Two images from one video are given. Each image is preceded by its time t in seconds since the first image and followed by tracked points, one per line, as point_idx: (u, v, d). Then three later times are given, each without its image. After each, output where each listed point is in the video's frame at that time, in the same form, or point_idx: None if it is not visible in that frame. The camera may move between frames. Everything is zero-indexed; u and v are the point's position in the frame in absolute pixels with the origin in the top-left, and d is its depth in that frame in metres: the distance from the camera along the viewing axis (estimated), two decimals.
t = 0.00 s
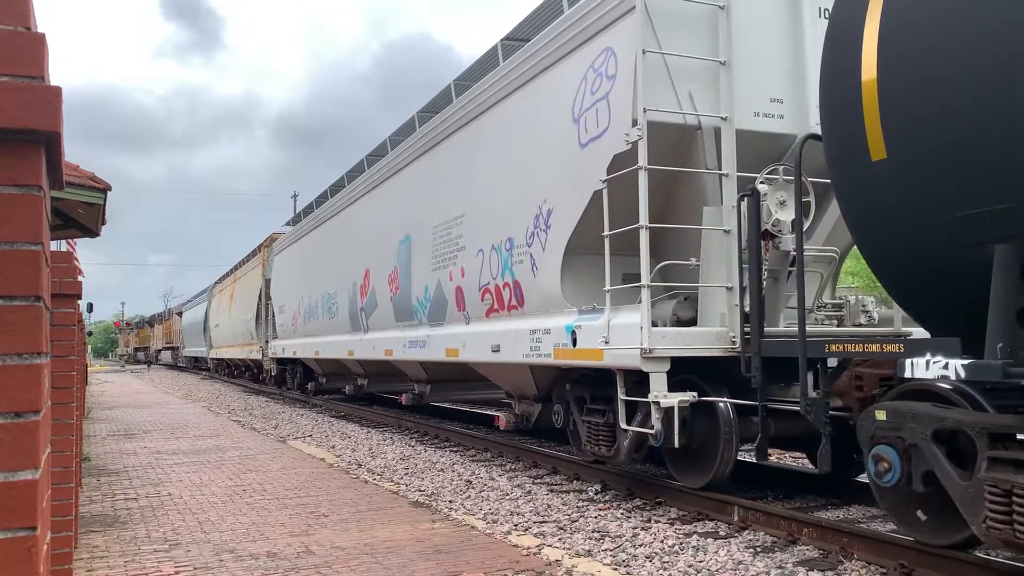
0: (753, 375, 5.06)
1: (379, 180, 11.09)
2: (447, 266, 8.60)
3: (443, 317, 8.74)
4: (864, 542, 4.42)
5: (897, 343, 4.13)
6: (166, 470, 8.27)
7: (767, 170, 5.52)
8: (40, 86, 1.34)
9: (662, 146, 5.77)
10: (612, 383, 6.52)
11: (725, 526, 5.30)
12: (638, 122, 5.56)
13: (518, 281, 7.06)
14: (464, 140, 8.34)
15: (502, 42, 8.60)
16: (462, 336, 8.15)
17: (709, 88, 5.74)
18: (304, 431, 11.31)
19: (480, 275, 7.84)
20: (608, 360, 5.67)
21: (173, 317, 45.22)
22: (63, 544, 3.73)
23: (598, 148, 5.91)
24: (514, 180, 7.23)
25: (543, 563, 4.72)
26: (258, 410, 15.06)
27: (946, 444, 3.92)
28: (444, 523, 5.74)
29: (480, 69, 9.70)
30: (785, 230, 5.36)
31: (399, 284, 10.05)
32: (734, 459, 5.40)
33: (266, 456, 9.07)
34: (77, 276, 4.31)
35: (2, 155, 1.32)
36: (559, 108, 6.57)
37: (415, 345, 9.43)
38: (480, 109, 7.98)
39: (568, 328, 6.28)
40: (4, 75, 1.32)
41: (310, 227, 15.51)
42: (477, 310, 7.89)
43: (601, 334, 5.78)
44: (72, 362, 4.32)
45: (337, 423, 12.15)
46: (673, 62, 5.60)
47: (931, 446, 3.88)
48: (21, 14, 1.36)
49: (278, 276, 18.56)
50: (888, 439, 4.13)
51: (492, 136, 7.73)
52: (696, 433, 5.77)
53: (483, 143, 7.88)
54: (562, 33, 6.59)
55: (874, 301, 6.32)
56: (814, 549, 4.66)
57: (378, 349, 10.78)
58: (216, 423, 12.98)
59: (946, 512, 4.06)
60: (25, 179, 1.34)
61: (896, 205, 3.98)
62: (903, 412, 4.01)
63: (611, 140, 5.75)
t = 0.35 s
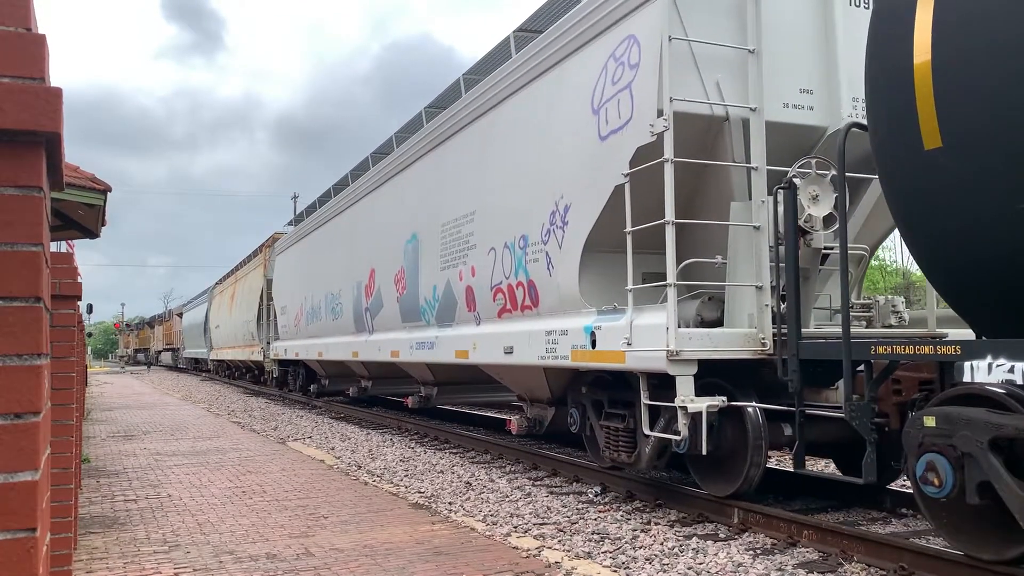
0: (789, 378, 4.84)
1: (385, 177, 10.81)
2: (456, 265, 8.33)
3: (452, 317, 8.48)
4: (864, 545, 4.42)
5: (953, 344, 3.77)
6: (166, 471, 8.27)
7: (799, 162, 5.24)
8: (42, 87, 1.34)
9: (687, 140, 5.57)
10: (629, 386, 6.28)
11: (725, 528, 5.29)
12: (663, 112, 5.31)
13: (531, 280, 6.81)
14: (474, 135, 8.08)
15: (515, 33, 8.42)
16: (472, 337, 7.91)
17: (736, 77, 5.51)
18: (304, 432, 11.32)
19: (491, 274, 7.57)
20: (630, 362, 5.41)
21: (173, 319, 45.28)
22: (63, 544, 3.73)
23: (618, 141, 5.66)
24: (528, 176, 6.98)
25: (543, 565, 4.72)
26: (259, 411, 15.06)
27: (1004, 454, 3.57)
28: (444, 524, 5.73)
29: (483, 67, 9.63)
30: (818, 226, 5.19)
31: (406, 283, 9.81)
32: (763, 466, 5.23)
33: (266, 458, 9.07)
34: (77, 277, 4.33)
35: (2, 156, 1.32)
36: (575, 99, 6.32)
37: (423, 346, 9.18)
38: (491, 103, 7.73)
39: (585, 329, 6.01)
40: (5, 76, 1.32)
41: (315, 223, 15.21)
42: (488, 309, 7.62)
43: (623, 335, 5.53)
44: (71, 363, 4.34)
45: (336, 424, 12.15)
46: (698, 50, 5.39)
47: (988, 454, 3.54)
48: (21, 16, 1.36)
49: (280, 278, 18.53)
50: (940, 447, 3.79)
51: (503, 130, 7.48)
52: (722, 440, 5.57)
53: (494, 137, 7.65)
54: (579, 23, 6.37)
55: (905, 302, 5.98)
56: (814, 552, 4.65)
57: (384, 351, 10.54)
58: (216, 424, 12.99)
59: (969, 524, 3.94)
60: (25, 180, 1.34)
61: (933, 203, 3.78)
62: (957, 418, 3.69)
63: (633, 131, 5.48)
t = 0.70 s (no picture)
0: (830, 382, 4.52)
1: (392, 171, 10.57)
2: (467, 262, 8.11)
3: (463, 317, 8.26)
4: (864, 547, 4.41)
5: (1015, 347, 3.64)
6: (166, 472, 8.28)
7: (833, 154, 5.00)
8: (41, 87, 1.33)
9: (716, 131, 5.29)
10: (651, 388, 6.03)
11: (725, 530, 5.29)
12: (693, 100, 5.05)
13: (547, 279, 6.62)
14: (485, 129, 7.86)
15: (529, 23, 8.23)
16: (484, 338, 7.68)
17: (768, 64, 5.26)
18: (304, 433, 11.31)
19: (504, 272, 7.35)
20: (656, 364, 5.18)
21: (173, 319, 45.34)
22: (62, 545, 3.73)
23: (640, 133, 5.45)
24: (543, 171, 6.77)
25: (542, 566, 4.72)
26: (259, 412, 15.06)
27: None
28: (444, 525, 5.73)
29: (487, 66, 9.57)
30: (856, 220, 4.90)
31: (413, 282, 9.59)
32: (798, 470, 5.00)
33: (266, 459, 9.07)
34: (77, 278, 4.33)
35: (2, 157, 1.32)
36: (594, 90, 6.09)
37: (431, 346, 8.96)
38: (504, 95, 7.51)
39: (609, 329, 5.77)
40: (6, 77, 1.32)
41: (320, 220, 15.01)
42: (501, 309, 7.41)
43: (649, 335, 5.29)
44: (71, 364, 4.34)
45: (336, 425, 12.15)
46: (728, 35, 5.16)
47: None
48: (22, 17, 1.36)
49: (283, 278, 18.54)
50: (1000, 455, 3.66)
51: (516, 123, 7.26)
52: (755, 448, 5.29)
53: (507, 131, 7.41)
54: (597, 11, 6.14)
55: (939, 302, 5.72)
56: (814, 553, 4.65)
57: (391, 351, 10.31)
58: (216, 424, 12.99)
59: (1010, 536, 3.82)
60: (25, 180, 1.34)
61: (986, 193, 3.54)
62: None
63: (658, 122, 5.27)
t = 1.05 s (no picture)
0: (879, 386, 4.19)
1: (399, 165, 10.27)
2: (476, 260, 7.77)
3: (472, 317, 7.92)
4: (864, 547, 4.41)
5: None
6: (166, 472, 8.28)
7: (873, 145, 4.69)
8: (40, 88, 1.33)
9: (748, 118, 4.98)
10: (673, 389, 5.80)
11: (725, 530, 5.29)
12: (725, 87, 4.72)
13: (564, 276, 6.27)
14: (495, 121, 7.54)
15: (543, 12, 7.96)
16: (494, 338, 7.34)
17: (802, 49, 4.96)
18: (305, 433, 11.30)
19: (517, 270, 7.00)
20: (684, 366, 4.84)
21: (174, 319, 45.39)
22: (62, 545, 3.73)
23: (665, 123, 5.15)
24: (555, 164, 6.47)
25: (543, 566, 4.71)
26: (258, 412, 15.06)
27: None
28: (443, 526, 5.73)
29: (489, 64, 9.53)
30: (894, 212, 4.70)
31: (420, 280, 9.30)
32: (834, 478, 4.76)
33: (266, 459, 9.07)
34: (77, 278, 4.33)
35: (2, 157, 1.32)
36: (613, 78, 5.76)
37: (438, 347, 8.62)
38: (515, 87, 7.19)
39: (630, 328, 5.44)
40: (5, 77, 1.32)
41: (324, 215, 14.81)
42: (513, 308, 7.06)
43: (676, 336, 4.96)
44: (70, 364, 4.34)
45: (336, 425, 12.14)
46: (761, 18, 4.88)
47: None
48: (22, 17, 1.36)
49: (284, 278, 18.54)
50: None
51: (527, 116, 6.96)
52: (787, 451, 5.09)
53: (519, 123, 7.10)
54: None
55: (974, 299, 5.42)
56: (813, 553, 4.65)
57: (398, 352, 10.01)
58: (216, 425, 12.99)
59: None
60: (25, 181, 1.34)
61: None
62: None
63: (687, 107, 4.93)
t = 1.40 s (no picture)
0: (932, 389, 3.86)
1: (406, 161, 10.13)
2: (489, 257, 7.62)
3: (484, 316, 7.77)
4: (865, 548, 4.41)
5: None
6: (166, 472, 8.29)
7: (915, 134, 4.38)
8: (40, 87, 1.33)
9: (782, 105, 4.74)
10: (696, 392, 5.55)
11: (725, 530, 5.29)
12: (759, 72, 4.52)
13: (582, 273, 6.11)
14: (509, 113, 7.39)
15: None
16: (509, 337, 7.18)
17: (840, 34, 4.74)
18: (305, 433, 11.30)
19: (532, 267, 6.84)
20: (714, 366, 4.63)
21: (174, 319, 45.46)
22: (62, 545, 3.73)
23: (689, 112, 4.98)
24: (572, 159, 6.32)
25: (543, 566, 4.71)
26: (259, 412, 15.06)
27: None
28: (443, 526, 5.73)
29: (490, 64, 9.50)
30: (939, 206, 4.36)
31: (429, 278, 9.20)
32: (873, 487, 4.49)
33: (266, 459, 9.06)
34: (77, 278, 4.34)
35: (2, 156, 1.32)
36: (631, 68, 5.63)
37: (449, 347, 8.49)
38: (528, 78, 7.04)
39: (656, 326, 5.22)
40: (7, 77, 1.32)
41: (329, 213, 14.69)
42: (529, 306, 6.90)
43: (706, 335, 4.74)
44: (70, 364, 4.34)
45: (337, 425, 12.14)
46: None
47: None
48: (23, 17, 1.36)
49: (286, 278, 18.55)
50: None
51: (542, 108, 6.82)
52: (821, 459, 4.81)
53: (532, 116, 6.97)
54: None
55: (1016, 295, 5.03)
56: (813, 554, 4.65)
57: (406, 352, 9.93)
58: (216, 425, 13.00)
59: None
60: (26, 181, 1.34)
61: None
62: None
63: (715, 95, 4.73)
